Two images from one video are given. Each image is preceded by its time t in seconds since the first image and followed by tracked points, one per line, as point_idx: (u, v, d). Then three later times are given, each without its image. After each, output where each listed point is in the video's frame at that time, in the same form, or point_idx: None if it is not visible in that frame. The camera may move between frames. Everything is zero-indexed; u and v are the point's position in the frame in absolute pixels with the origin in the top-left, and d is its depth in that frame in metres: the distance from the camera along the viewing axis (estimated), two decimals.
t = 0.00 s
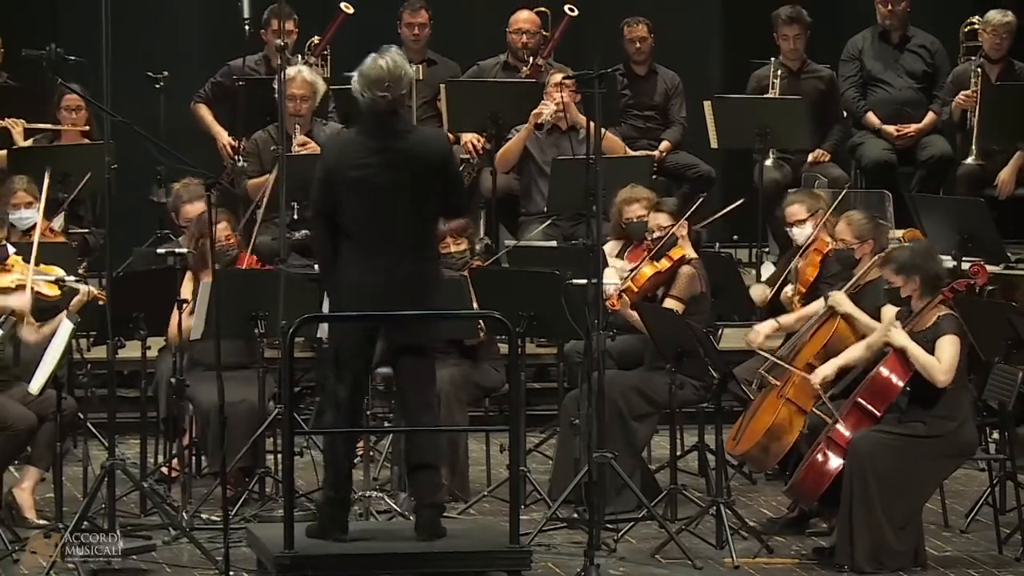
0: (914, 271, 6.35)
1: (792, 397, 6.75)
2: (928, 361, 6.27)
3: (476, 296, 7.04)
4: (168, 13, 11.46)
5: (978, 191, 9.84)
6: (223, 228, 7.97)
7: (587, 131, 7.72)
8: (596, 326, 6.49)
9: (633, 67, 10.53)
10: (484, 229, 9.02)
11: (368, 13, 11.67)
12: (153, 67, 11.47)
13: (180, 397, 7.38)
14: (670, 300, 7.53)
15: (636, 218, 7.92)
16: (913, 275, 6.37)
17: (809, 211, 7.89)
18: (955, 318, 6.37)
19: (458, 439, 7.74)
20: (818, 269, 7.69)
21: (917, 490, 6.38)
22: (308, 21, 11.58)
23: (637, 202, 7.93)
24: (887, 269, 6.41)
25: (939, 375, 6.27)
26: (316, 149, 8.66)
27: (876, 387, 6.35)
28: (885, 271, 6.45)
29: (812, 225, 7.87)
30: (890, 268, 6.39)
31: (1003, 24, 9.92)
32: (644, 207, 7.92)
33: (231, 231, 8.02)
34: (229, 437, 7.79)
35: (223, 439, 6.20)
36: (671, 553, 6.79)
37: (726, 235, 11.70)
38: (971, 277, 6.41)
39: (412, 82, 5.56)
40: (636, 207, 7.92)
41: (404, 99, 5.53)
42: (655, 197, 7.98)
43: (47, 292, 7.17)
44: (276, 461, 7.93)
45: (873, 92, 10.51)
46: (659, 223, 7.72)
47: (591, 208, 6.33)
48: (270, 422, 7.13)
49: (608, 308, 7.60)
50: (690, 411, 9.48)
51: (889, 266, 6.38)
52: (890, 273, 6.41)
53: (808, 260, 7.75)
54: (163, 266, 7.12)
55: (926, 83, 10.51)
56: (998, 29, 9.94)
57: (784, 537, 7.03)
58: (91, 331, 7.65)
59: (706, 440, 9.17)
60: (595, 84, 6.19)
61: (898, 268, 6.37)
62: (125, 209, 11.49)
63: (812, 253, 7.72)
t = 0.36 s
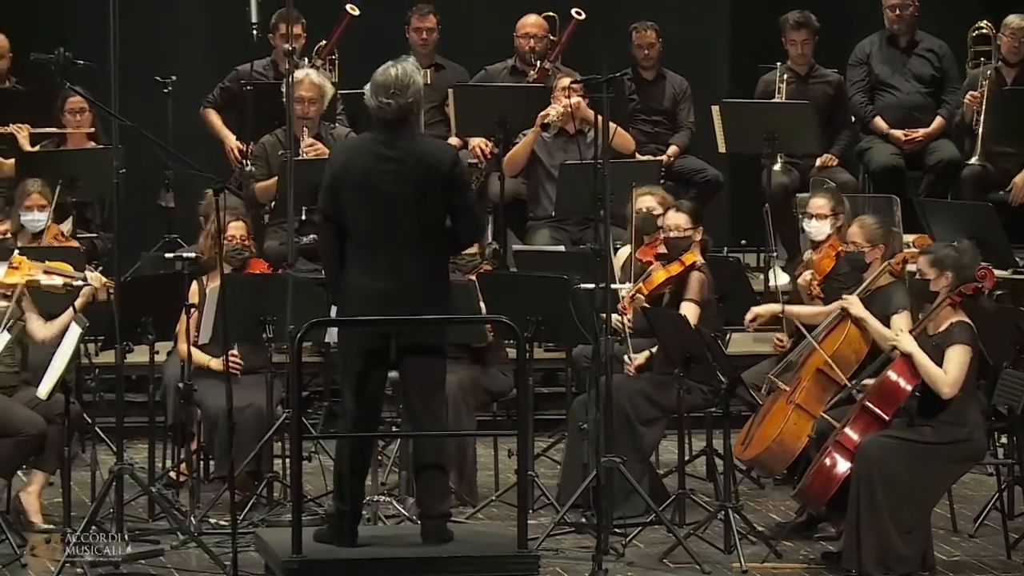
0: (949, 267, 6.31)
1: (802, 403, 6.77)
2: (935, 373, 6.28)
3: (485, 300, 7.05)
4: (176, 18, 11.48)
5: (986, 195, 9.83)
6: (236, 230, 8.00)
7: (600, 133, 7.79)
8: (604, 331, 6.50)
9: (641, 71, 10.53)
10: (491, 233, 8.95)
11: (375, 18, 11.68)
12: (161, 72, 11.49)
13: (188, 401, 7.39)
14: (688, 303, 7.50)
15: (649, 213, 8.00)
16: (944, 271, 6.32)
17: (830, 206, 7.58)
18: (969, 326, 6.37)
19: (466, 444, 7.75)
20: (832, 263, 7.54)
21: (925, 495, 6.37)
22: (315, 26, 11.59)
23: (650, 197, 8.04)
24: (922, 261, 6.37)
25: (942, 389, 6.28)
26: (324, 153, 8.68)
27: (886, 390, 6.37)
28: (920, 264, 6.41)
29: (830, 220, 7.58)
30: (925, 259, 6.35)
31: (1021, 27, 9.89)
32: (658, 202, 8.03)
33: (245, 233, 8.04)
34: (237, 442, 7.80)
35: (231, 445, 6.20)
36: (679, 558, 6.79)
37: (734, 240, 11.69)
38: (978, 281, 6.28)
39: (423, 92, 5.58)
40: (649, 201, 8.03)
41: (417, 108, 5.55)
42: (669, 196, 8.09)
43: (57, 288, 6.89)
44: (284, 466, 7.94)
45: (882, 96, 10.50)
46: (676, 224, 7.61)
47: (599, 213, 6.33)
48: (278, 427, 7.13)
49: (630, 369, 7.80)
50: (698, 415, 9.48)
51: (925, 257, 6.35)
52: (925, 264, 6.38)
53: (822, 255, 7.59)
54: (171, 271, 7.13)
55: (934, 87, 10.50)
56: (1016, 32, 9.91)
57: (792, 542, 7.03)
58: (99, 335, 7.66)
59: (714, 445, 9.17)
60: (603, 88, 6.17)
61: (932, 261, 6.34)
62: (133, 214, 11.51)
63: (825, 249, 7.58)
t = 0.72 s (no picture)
0: (959, 272, 6.34)
1: (811, 409, 6.77)
2: (944, 386, 6.26)
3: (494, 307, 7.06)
4: (186, 24, 11.51)
5: (996, 201, 9.82)
6: (242, 236, 8.00)
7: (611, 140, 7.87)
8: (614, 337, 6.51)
9: (650, 77, 10.53)
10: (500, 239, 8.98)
11: (385, 22, 11.70)
12: (170, 77, 11.51)
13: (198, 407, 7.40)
14: (697, 311, 7.53)
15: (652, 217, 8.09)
16: (954, 275, 6.35)
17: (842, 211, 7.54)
18: (976, 331, 6.34)
19: (475, 450, 7.75)
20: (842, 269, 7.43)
21: (934, 500, 6.35)
22: (325, 31, 11.61)
23: (655, 201, 8.13)
24: (931, 265, 6.41)
25: (952, 400, 6.28)
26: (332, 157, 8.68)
27: (892, 396, 6.38)
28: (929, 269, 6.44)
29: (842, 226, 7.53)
30: (935, 264, 6.38)
31: None
32: (662, 205, 8.12)
33: (251, 239, 8.05)
34: (246, 447, 7.81)
35: (240, 450, 6.20)
36: (688, 563, 6.79)
37: (743, 245, 11.70)
38: (985, 285, 6.34)
39: (430, 98, 5.57)
40: (654, 204, 8.11)
41: (416, 111, 5.58)
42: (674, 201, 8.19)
43: (63, 296, 7.09)
44: (293, 471, 7.95)
45: (891, 102, 10.49)
46: (686, 231, 7.63)
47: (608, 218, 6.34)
48: (287, 432, 7.14)
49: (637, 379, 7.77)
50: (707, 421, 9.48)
51: (935, 261, 6.38)
52: (933, 269, 6.40)
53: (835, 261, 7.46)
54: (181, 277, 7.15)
55: (943, 92, 10.49)
56: None
57: (801, 547, 7.02)
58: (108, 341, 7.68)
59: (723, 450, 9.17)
60: (612, 94, 6.17)
61: (943, 265, 6.37)
62: (142, 220, 11.53)
63: (837, 255, 7.46)
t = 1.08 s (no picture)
0: (965, 277, 6.34)
1: (825, 412, 6.77)
2: (960, 390, 6.25)
3: (509, 310, 7.08)
4: (200, 28, 11.54)
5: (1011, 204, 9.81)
6: (254, 240, 7.99)
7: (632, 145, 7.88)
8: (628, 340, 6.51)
9: (665, 81, 10.54)
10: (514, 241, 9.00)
11: (399, 26, 11.73)
12: (185, 81, 11.54)
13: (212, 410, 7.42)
14: (703, 316, 7.55)
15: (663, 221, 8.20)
16: (960, 281, 6.35)
17: (857, 215, 7.55)
18: (991, 334, 6.36)
19: (489, 453, 7.77)
20: (857, 269, 7.57)
21: (948, 504, 6.34)
22: (338, 33, 11.63)
23: (666, 205, 8.21)
24: (935, 274, 6.40)
25: (969, 404, 6.27)
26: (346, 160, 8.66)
27: (908, 400, 6.40)
28: (934, 277, 6.43)
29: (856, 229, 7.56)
30: (937, 273, 6.38)
31: None
32: (673, 209, 8.19)
33: (262, 242, 8.06)
34: (261, 450, 7.83)
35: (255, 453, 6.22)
36: (703, 567, 6.79)
37: (758, 248, 11.70)
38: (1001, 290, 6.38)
39: (476, 108, 5.59)
40: (665, 209, 8.19)
41: (459, 120, 5.58)
42: (685, 204, 8.26)
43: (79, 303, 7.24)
44: (308, 474, 7.98)
45: (905, 105, 10.47)
46: (695, 235, 7.70)
47: (622, 222, 6.35)
48: (302, 434, 7.16)
49: (650, 381, 7.78)
50: (722, 424, 9.49)
51: (938, 270, 6.37)
52: (938, 276, 6.39)
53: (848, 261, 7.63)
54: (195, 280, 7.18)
55: (958, 95, 10.48)
56: None
57: (816, 551, 7.02)
58: (123, 344, 7.70)
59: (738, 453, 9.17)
60: (627, 98, 6.18)
61: (946, 273, 6.36)
62: (157, 223, 11.56)
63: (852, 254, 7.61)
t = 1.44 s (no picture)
0: (982, 277, 6.32)
1: (840, 413, 6.77)
2: (974, 389, 6.27)
3: (523, 311, 7.09)
4: (216, 30, 11.57)
5: None
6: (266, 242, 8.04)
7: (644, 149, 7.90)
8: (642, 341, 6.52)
9: (680, 82, 10.54)
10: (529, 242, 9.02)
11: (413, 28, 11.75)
12: (200, 83, 11.58)
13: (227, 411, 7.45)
14: (714, 316, 7.57)
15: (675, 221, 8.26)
16: (978, 281, 6.34)
17: (869, 215, 7.59)
18: (1006, 335, 6.35)
19: (504, 454, 7.78)
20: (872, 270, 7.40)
21: (962, 505, 6.34)
22: (353, 35, 11.66)
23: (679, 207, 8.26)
24: (954, 273, 6.40)
25: (984, 405, 6.28)
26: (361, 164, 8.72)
27: (923, 401, 6.38)
28: (952, 276, 6.43)
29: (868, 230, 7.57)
30: (958, 271, 6.37)
31: None
32: (685, 210, 8.24)
33: (274, 244, 8.08)
34: (276, 452, 7.86)
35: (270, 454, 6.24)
36: (717, 569, 6.80)
37: (772, 250, 11.70)
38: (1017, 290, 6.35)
39: (485, 103, 5.60)
40: (677, 210, 8.25)
41: (472, 117, 5.60)
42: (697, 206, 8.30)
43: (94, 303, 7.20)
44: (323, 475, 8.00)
45: (920, 106, 10.45)
46: (709, 234, 7.79)
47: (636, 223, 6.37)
48: (316, 435, 7.18)
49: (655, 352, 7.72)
50: (737, 426, 9.49)
51: (957, 269, 6.37)
52: (957, 276, 6.39)
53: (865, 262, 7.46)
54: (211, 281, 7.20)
55: (973, 97, 10.46)
56: None
57: (830, 552, 7.02)
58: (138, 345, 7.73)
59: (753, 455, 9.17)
60: (642, 99, 6.19)
61: (965, 273, 6.36)
62: (172, 224, 11.60)
63: (868, 257, 7.45)
